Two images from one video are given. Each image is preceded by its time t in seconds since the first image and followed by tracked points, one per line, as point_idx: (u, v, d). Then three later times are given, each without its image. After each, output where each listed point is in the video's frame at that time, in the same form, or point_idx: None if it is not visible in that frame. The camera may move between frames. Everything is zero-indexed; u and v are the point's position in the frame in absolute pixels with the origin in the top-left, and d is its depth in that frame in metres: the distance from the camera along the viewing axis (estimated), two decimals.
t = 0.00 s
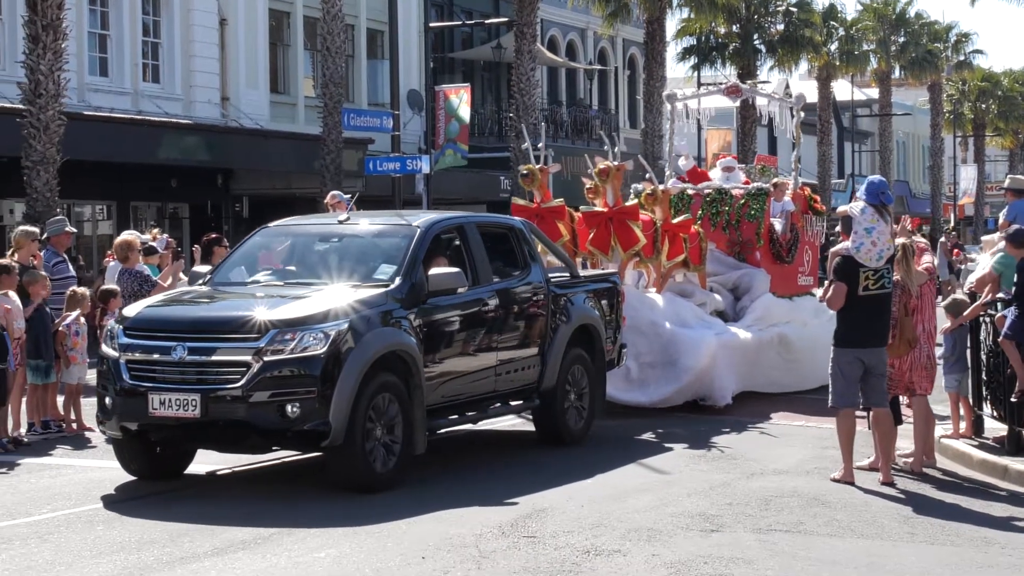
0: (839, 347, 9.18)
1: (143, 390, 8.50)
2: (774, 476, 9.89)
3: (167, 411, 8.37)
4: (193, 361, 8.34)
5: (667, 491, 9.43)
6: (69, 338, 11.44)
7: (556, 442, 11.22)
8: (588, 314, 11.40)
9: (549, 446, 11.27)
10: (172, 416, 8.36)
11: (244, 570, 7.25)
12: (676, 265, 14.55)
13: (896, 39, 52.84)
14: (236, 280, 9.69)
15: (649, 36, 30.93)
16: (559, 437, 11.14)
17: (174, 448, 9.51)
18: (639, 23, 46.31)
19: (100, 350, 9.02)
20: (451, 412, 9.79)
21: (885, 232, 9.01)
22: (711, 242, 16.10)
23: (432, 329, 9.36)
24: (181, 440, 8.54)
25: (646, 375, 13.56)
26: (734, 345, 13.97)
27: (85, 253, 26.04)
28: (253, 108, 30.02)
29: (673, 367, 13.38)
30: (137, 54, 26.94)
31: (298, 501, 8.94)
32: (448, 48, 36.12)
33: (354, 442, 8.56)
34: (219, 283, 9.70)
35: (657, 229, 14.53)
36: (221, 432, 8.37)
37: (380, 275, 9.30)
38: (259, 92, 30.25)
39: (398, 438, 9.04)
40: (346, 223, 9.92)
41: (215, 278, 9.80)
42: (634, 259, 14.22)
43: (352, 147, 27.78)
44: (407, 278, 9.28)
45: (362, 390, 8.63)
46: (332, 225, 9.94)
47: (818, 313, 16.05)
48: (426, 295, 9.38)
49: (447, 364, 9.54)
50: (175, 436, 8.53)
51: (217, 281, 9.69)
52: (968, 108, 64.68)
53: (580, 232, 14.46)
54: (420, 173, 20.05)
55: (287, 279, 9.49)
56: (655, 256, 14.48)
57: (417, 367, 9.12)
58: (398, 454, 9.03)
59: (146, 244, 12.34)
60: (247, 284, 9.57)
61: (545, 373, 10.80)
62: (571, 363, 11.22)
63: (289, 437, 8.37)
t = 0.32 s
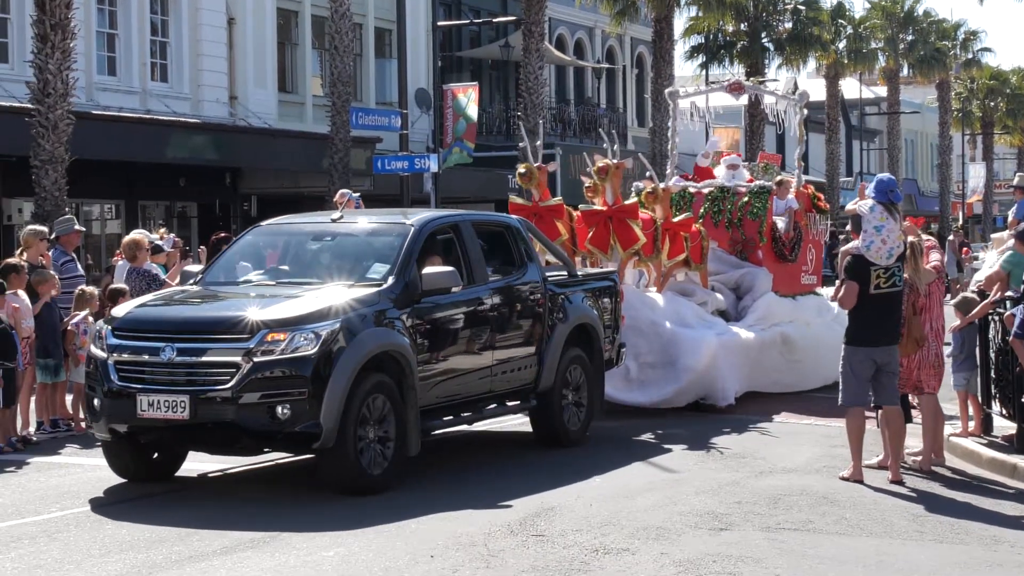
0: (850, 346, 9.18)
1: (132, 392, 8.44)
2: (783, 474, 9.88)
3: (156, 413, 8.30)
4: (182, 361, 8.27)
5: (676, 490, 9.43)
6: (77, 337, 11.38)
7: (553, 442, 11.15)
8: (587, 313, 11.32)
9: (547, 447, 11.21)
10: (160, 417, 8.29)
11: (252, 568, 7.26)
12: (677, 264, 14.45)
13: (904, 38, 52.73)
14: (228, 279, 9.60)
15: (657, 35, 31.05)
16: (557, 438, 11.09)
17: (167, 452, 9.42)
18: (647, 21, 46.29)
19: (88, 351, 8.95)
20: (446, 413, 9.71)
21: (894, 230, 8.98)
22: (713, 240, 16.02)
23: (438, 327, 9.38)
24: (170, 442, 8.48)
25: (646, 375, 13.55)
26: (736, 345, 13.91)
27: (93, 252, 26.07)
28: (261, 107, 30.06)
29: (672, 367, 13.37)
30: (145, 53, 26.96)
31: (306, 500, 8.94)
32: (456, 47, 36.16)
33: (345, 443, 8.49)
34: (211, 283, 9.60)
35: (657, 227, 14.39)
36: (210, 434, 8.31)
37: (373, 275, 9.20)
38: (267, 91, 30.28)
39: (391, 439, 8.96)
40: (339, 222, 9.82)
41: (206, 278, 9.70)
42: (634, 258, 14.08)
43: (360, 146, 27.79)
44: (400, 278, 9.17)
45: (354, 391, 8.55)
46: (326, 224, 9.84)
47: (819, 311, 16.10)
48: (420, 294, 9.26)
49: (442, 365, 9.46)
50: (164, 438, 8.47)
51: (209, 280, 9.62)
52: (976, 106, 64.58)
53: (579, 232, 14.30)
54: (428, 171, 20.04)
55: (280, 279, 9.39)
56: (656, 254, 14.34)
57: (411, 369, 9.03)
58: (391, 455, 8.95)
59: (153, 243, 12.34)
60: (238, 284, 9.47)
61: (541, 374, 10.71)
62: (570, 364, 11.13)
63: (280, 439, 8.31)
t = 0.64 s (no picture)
0: (865, 346, 9.17)
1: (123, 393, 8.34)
2: (795, 473, 9.88)
3: (147, 415, 8.21)
4: (173, 363, 8.17)
5: (687, 489, 9.42)
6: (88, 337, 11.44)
7: (553, 444, 11.04)
8: (587, 313, 11.23)
9: (547, 447, 11.10)
10: (152, 420, 8.20)
11: (264, 567, 7.26)
12: (681, 264, 14.28)
13: (915, 36, 52.68)
14: (222, 279, 9.50)
15: (667, 34, 31.15)
16: (556, 440, 10.99)
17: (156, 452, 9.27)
18: (658, 20, 46.33)
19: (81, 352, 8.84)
20: (443, 415, 9.60)
21: (907, 228, 8.98)
22: (717, 240, 15.75)
23: (446, 326, 9.38)
24: (162, 444, 8.39)
25: (648, 377, 13.44)
26: (740, 347, 13.80)
27: (104, 251, 26.07)
28: (272, 107, 30.12)
29: (676, 370, 13.27)
30: (156, 53, 26.99)
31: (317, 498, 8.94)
32: (467, 46, 36.22)
33: (340, 445, 8.38)
34: (204, 282, 9.50)
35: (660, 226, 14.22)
36: (203, 436, 8.22)
37: (369, 274, 9.10)
38: (278, 90, 30.33)
39: (387, 441, 8.85)
40: (335, 221, 9.73)
41: (200, 278, 9.60)
42: (636, 259, 13.92)
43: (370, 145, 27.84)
44: (396, 277, 9.08)
45: (348, 392, 8.45)
46: (321, 222, 9.75)
47: (825, 310, 16.09)
48: (416, 294, 9.18)
49: (440, 365, 9.37)
50: (156, 440, 8.38)
51: (202, 281, 9.51)
52: (988, 104, 64.48)
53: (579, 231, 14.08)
54: (439, 170, 20.05)
55: (274, 278, 9.30)
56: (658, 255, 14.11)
57: (407, 370, 8.93)
58: (386, 457, 8.84)
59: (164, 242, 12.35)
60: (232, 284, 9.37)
61: (541, 375, 10.60)
62: (569, 364, 11.03)
63: (273, 441, 8.21)
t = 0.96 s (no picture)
0: (884, 346, 9.17)
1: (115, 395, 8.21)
2: (809, 472, 9.87)
3: (140, 417, 8.08)
4: (166, 364, 8.03)
5: (701, 488, 9.41)
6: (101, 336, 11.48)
7: (554, 445, 10.86)
8: (590, 313, 11.07)
9: (548, 449, 10.95)
10: (144, 422, 8.06)
11: (278, 566, 7.26)
12: (686, 262, 14.14)
13: (929, 33, 52.60)
14: (218, 280, 9.36)
15: (681, 32, 31.17)
16: (557, 441, 10.82)
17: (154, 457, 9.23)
18: (671, 18, 46.31)
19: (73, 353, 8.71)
20: (442, 416, 9.45)
21: (922, 226, 8.99)
22: (724, 237, 15.88)
23: (455, 325, 9.36)
24: (155, 448, 8.25)
25: (652, 376, 13.20)
26: (746, 345, 13.59)
27: (118, 250, 26.10)
28: (285, 106, 30.17)
29: (681, 368, 13.03)
30: (169, 53, 27.02)
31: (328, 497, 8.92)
32: (480, 45, 36.24)
33: (335, 447, 8.22)
34: (198, 282, 9.37)
35: (664, 224, 14.12)
36: (195, 439, 8.08)
37: (366, 274, 8.97)
38: (291, 90, 30.37)
39: (384, 444, 8.68)
40: (332, 220, 9.59)
41: (195, 278, 9.46)
42: (640, 256, 13.82)
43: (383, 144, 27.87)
44: (393, 276, 8.94)
45: (344, 393, 8.29)
46: (318, 221, 9.62)
47: (833, 310, 15.96)
48: (414, 294, 9.03)
49: (439, 365, 9.22)
50: (148, 443, 8.24)
51: (197, 280, 9.37)
52: (1002, 102, 64.30)
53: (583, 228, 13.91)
54: (452, 168, 20.04)
55: (271, 278, 9.16)
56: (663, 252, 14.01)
57: (405, 371, 8.77)
58: (383, 459, 8.67)
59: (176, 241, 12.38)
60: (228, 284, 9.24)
61: (542, 376, 10.45)
62: (571, 365, 10.87)
63: (267, 444, 8.06)
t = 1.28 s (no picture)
0: (902, 347, 9.17)
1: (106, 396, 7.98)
2: (822, 471, 9.87)
3: (130, 419, 7.85)
4: (156, 364, 7.82)
5: (714, 486, 9.41)
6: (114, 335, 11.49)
7: (555, 447, 10.68)
8: (592, 313, 10.87)
9: (550, 450, 10.76)
10: (134, 424, 7.84)
11: (292, 564, 7.26)
12: (691, 261, 14.11)
13: (942, 32, 52.56)
14: (210, 279, 9.16)
15: (694, 31, 31.19)
16: (558, 442, 10.63)
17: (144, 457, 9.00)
18: (684, 17, 46.32)
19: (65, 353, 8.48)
20: (440, 417, 9.27)
21: (938, 225, 8.98)
22: (729, 237, 15.70)
23: (460, 323, 9.23)
24: (146, 450, 8.02)
25: (656, 377, 13.01)
26: (750, 346, 13.43)
27: (131, 248, 26.07)
28: (298, 105, 30.22)
29: (685, 370, 12.83)
30: (182, 52, 27.04)
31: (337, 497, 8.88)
32: (493, 43, 36.29)
33: (329, 449, 8.04)
34: (192, 282, 9.18)
35: (667, 223, 14.07)
36: (187, 441, 7.86)
37: (361, 274, 8.77)
38: (304, 89, 30.43)
39: (379, 446, 8.51)
40: (328, 218, 9.39)
41: (189, 277, 9.28)
42: (641, 255, 13.66)
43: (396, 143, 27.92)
44: (389, 275, 8.76)
45: (338, 394, 8.11)
46: (314, 220, 9.41)
47: (841, 309, 16.01)
48: (410, 294, 8.85)
49: (439, 366, 9.05)
50: (139, 446, 8.01)
51: (191, 280, 9.18)
52: (1015, 101, 64.21)
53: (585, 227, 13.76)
54: (465, 168, 20.04)
55: (265, 278, 8.97)
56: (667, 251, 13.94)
57: (400, 372, 8.59)
58: (378, 463, 8.51)
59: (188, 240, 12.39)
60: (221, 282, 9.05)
61: (542, 377, 10.27)
62: (572, 365, 10.67)
63: (259, 446, 7.86)
